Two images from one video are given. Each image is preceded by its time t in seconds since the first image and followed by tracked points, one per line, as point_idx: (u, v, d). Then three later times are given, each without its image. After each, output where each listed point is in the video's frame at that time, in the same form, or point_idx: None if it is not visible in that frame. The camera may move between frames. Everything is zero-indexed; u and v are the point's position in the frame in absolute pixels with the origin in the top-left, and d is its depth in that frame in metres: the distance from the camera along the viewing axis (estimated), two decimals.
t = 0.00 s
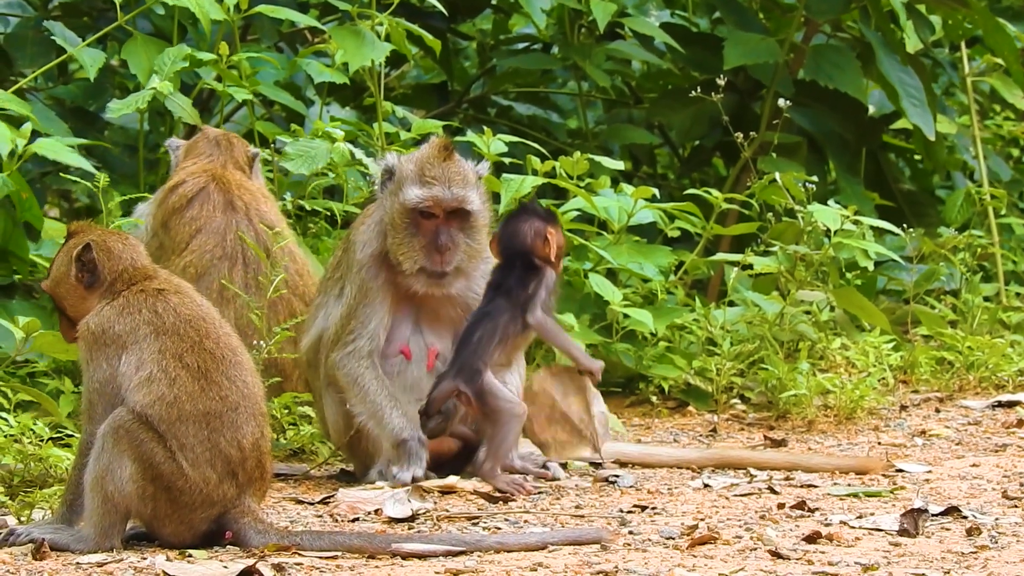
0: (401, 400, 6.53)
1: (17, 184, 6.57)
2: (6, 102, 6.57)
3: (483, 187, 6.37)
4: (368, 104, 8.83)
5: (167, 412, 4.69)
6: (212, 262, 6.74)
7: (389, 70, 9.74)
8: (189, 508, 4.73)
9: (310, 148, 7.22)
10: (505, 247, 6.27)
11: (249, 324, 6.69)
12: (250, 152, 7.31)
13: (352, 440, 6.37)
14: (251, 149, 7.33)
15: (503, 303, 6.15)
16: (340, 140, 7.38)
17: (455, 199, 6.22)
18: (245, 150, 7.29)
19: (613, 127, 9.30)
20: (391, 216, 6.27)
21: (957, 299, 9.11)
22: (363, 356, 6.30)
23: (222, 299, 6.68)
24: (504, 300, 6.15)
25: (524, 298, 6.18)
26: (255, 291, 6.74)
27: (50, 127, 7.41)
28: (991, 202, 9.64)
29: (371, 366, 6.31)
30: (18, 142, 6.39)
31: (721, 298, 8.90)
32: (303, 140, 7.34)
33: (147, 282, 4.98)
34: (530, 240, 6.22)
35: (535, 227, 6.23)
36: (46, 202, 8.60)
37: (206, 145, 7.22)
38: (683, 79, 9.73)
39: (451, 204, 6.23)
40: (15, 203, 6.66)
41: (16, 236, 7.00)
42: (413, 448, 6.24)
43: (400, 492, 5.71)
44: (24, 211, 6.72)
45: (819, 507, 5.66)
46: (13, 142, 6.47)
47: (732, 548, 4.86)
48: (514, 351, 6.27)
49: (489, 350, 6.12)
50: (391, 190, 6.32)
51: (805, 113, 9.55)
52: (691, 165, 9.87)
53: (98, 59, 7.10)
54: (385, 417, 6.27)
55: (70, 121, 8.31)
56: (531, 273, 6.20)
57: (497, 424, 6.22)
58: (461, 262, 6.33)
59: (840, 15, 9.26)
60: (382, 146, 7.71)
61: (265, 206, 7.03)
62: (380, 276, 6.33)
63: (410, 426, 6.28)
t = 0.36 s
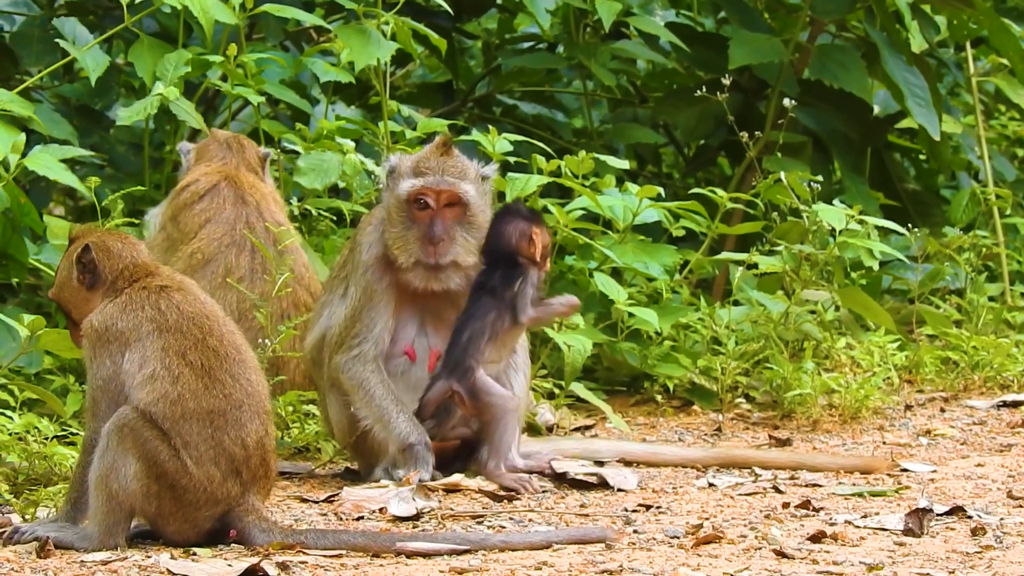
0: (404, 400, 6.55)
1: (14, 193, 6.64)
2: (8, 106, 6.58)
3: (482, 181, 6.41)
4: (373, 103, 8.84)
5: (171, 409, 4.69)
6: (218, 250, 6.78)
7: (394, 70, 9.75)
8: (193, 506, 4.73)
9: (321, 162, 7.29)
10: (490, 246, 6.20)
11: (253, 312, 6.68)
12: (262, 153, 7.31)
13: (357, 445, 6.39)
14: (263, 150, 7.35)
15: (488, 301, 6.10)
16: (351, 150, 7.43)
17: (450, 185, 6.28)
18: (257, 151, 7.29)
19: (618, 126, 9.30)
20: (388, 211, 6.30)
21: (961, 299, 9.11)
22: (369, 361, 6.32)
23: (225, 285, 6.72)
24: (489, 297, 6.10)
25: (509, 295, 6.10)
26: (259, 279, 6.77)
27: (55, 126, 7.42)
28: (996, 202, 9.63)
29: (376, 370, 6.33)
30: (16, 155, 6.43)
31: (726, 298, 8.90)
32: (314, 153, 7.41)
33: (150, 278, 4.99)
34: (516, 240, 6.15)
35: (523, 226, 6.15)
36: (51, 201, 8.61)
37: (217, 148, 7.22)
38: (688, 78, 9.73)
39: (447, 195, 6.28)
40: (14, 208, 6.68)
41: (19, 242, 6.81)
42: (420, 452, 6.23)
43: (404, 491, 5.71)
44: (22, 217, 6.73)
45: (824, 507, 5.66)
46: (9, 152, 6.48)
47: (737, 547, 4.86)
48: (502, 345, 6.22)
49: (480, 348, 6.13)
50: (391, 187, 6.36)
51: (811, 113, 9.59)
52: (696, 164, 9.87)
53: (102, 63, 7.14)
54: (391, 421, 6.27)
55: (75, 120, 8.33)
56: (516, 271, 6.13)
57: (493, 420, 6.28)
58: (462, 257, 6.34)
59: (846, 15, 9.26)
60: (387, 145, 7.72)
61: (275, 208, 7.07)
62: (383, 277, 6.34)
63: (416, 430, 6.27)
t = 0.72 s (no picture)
0: (410, 403, 6.55)
1: (21, 195, 6.62)
2: (13, 104, 6.60)
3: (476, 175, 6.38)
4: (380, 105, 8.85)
5: (176, 412, 4.69)
6: (225, 251, 6.79)
7: (401, 72, 9.75)
8: (200, 508, 4.73)
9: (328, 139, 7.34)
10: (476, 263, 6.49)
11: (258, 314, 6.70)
12: (267, 155, 7.31)
13: (364, 450, 6.39)
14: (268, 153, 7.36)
15: (469, 313, 6.37)
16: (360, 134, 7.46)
17: (440, 177, 6.27)
18: (263, 154, 7.30)
19: (625, 128, 9.30)
20: (384, 211, 6.29)
21: (968, 302, 9.09)
22: (373, 366, 6.31)
23: (230, 286, 6.73)
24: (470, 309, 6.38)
25: (490, 307, 6.37)
26: (264, 280, 6.78)
27: (62, 129, 7.42)
28: (1003, 205, 9.62)
29: (382, 374, 6.33)
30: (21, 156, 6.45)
31: (732, 300, 8.89)
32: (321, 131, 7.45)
33: (153, 281, 5.00)
34: (508, 257, 6.45)
35: (511, 244, 6.46)
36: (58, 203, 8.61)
37: (223, 152, 7.23)
38: (695, 80, 9.73)
39: (437, 187, 6.26)
40: (21, 210, 6.64)
41: (25, 242, 6.81)
42: (427, 454, 6.23)
43: (410, 493, 5.71)
44: (30, 219, 6.70)
45: (830, 509, 5.65)
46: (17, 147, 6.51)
47: (743, 549, 4.85)
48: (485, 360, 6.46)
49: (461, 361, 6.37)
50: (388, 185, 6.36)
51: (816, 114, 9.54)
52: (703, 166, 9.86)
53: (110, 64, 7.13)
54: (397, 425, 6.26)
55: (82, 122, 8.33)
56: (499, 285, 6.40)
57: (479, 432, 6.43)
58: (459, 254, 6.32)
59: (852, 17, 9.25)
60: (394, 147, 7.72)
61: (283, 212, 7.07)
62: (386, 281, 6.33)
63: (423, 434, 6.26)
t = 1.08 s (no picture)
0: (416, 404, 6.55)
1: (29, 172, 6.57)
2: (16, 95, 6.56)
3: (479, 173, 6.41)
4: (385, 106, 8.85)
5: (178, 414, 4.70)
6: (220, 256, 6.80)
7: (405, 73, 9.76)
8: (204, 510, 4.73)
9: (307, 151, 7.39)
10: (490, 272, 6.38)
11: (258, 319, 6.71)
12: (268, 157, 7.32)
13: (369, 451, 6.39)
14: (269, 154, 7.36)
15: (476, 323, 6.27)
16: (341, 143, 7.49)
17: (442, 173, 6.31)
18: (264, 156, 7.31)
19: (630, 129, 9.30)
20: (388, 207, 6.32)
21: (973, 302, 9.09)
22: (381, 366, 6.32)
23: (226, 292, 6.74)
24: (478, 319, 6.27)
25: (497, 321, 6.28)
26: (260, 284, 6.77)
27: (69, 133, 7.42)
28: (1008, 204, 9.62)
29: (389, 375, 6.33)
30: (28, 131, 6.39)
31: (737, 301, 8.89)
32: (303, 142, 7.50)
33: (154, 285, 5.02)
34: (523, 273, 6.36)
35: (525, 261, 6.37)
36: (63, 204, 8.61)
37: (224, 153, 7.23)
38: (699, 80, 9.73)
39: (440, 184, 6.30)
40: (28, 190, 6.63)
41: (35, 225, 6.82)
42: (433, 455, 6.26)
43: (416, 494, 5.71)
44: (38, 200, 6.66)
45: (836, 509, 5.65)
46: (23, 132, 6.47)
47: (749, 550, 4.85)
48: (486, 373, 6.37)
49: (454, 372, 6.29)
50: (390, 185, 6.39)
51: (820, 114, 9.60)
52: (708, 167, 9.86)
53: (109, 49, 7.17)
54: (403, 425, 6.28)
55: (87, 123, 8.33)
56: (509, 301, 6.33)
57: (471, 442, 6.39)
58: (460, 249, 6.34)
59: (857, 17, 9.25)
60: (398, 148, 7.72)
61: (283, 212, 7.07)
62: (393, 280, 6.33)
63: (430, 434, 6.29)
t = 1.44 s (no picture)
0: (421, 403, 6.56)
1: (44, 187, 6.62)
2: (28, 101, 6.62)
3: (485, 171, 6.40)
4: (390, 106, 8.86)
5: (184, 413, 4.70)
6: (210, 258, 6.80)
7: (411, 73, 9.77)
8: (209, 509, 4.74)
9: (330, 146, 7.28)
10: (508, 282, 6.22)
11: (253, 315, 6.74)
12: (266, 159, 7.33)
13: (372, 450, 6.40)
14: (267, 156, 7.37)
15: (492, 335, 6.16)
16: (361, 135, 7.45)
17: (447, 171, 6.31)
18: (262, 157, 7.31)
19: (635, 129, 9.30)
20: (393, 205, 6.34)
21: (978, 302, 9.08)
22: (385, 365, 6.33)
23: (219, 291, 6.76)
24: (494, 331, 6.17)
25: (512, 334, 6.18)
26: (251, 281, 6.79)
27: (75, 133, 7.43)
28: (1013, 205, 9.62)
29: (393, 374, 6.34)
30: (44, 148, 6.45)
31: (742, 301, 8.90)
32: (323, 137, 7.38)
33: (165, 282, 5.04)
34: (541, 286, 6.21)
35: (544, 275, 6.22)
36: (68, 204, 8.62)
37: (222, 154, 7.24)
38: (704, 81, 9.73)
39: (446, 182, 6.30)
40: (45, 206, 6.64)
41: (48, 236, 6.77)
42: (435, 455, 6.23)
43: (421, 494, 5.72)
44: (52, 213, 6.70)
45: (841, 510, 5.65)
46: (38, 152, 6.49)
47: (754, 550, 4.86)
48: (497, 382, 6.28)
49: (466, 381, 6.20)
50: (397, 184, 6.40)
51: (826, 114, 9.57)
52: (713, 167, 9.86)
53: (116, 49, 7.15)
54: (405, 425, 6.27)
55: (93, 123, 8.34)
56: (526, 315, 6.20)
57: (479, 446, 6.32)
58: (466, 247, 6.33)
59: (862, 17, 9.25)
60: (404, 148, 7.72)
61: (279, 209, 7.07)
62: (398, 279, 6.35)
63: (431, 434, 6.27)
